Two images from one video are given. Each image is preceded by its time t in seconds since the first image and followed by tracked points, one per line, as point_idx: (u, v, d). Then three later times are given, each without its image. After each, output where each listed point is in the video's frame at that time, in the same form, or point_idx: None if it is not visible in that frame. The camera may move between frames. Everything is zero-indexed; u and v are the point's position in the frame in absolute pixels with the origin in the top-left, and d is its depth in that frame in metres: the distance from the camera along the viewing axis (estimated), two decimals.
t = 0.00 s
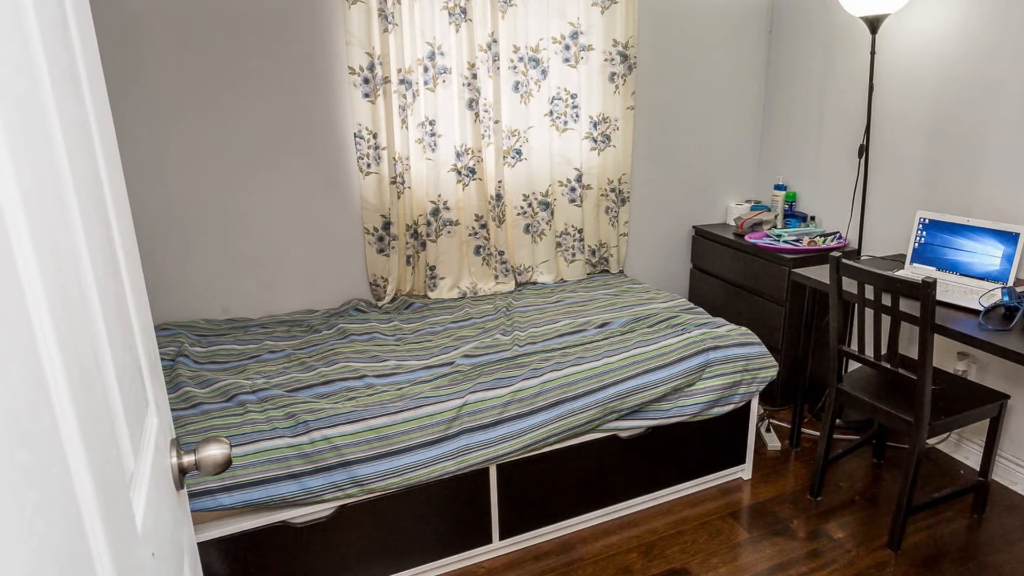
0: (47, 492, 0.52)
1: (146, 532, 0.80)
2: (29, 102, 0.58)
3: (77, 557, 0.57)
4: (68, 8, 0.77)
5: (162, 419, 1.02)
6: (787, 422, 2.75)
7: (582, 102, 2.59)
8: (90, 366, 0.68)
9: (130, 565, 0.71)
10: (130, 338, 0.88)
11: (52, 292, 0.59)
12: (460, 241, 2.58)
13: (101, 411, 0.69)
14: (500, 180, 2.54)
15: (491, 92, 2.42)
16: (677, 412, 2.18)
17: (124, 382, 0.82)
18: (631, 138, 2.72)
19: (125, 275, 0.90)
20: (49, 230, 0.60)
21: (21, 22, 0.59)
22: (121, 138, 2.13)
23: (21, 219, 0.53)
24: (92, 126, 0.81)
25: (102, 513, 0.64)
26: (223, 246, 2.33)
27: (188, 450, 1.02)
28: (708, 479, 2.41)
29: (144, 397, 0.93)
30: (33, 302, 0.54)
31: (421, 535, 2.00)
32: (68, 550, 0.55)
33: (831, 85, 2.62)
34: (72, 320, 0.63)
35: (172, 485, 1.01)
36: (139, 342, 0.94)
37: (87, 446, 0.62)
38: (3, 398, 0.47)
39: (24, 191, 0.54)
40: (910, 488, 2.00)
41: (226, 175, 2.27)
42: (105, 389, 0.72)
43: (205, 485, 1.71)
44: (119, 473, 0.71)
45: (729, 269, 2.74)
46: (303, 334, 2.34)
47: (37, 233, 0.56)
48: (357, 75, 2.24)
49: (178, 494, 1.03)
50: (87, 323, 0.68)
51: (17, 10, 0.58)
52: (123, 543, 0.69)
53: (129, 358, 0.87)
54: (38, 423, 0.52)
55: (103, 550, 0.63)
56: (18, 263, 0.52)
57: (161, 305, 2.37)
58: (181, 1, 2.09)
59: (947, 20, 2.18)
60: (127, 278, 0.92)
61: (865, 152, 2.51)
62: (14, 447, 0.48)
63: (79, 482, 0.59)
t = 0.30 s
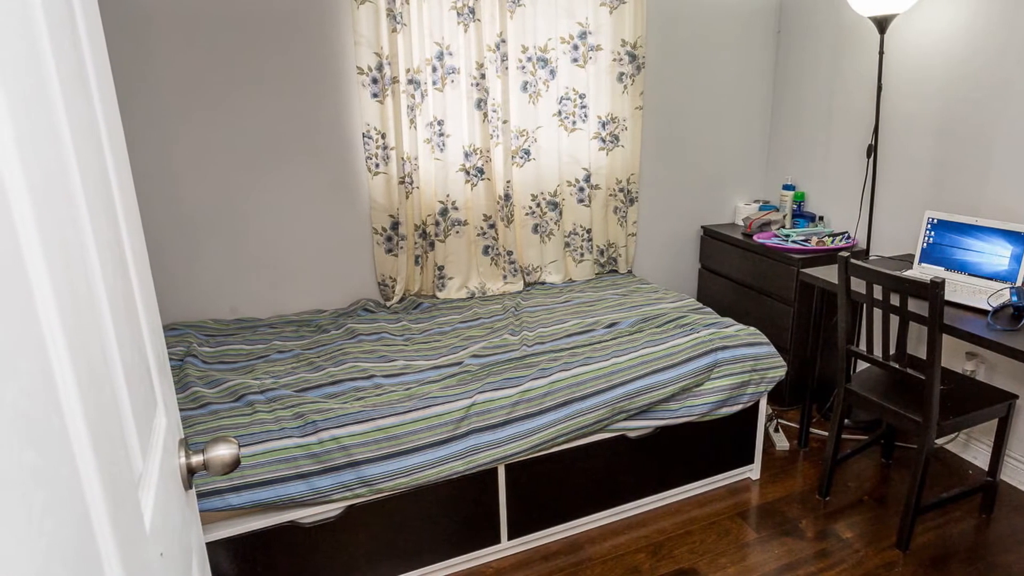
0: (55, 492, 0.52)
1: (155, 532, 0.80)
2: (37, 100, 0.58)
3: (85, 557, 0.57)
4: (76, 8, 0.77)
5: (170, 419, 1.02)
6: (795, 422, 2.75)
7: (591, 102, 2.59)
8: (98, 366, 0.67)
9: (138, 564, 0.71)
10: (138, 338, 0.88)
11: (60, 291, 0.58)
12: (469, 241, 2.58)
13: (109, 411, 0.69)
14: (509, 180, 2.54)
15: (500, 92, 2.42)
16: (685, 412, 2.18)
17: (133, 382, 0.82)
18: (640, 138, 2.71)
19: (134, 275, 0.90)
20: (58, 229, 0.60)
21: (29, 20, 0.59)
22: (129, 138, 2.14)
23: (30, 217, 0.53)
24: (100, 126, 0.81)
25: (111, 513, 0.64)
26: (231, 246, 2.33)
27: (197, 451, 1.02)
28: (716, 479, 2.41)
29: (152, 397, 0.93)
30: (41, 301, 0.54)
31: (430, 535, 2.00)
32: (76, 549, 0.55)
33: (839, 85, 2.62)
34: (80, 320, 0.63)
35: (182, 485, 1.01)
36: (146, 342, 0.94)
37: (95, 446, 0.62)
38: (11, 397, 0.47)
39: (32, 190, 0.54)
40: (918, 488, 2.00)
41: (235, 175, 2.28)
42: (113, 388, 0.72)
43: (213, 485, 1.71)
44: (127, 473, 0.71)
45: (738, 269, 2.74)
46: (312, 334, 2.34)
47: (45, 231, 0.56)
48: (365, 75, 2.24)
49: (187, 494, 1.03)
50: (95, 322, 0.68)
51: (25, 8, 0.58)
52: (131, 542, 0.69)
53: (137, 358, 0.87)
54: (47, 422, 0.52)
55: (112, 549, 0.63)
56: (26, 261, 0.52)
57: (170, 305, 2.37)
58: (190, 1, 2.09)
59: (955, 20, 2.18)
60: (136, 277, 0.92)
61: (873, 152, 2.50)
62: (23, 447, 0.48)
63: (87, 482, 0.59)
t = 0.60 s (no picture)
0: (64, 492, 0.52)
1: (163, 532, 0.80)
2: (45, 101, 0.58)
3: (93, 558, 0.57)
4: (84, 9, 0.77)
5: (178, 419, 1.02)
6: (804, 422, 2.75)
7: (599, 102, 2.59)
8: (106, 366, 0.67)
9: (146, 564, 0.71)
10: (146, 338, 0.87)
11: (68, 293, 0.58)
12: (477, 241, 2.58)
13: (117, 412, 0.69)
14: (517, 179, 2.54)
15: (508, 92, 2.42)
16: (693, 412, 2.18)
17: (140, 383, 0.82)
18: (648, 138, 2.71)
19: (141, 275, 0.89)
20: (65, 229, 0.59)
21: (37, 21, 0.59)
22: (138, 139, 2.14)
23: (37, 217, 0.52)
24: (107, 126, 0.81)
25: (119, 513, 0.64)
26: (239, 245, 2.33)
27: (204, 450, 1.02)
28: (725, 479, 2.41)
29: (160, 398, 0.93)
30: (49, 302, 0.54)
31: (438, 535, 2.00)
32: (84, 549, 0.55)
33: (847, 85, 2.62)
34: (89, 321, 0.63)
35: (189, 485, 1.01)
36: (154, 342, 0.94)
37: (103, 446, 0.62)
38: (19, 398, 0.47)
39: (40, 191, 0.53)
40: (926, 488, 2.00)
41: (243, 176, 2.28)
42: (122, 389, 0.72)
43: (221, 484, 1.71)
44: (135, 474, 0.70)
45: (746, 269, 2.74)
46: (319, 334, 2.34)
47: (53, 231, 0.56)
48: (373, 75, 2.24)
49: (194, 493, 1.03)
50: (103, 323, 0.68)
51: (33, 10, 0.58)
52: (139, 542, 0.69)
53: (145, 358, 0.86)
54: (55, 423, 0.52)
55: (119, 549, 0.63)
56: (35, 262, 0.51)
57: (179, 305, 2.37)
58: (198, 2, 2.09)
59: (963, 20, 2.17)
60: (144, 277, 0.92)
61: (882, 152, 2.50)
62: (31, 447, 0.47)
63: (95, 482, 0.59)
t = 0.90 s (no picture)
0: (71, 492, 0.51)
1: (171, 532, 0.79)
2: (53, 102, 0.58)
3: (102, 557, 0.56)
4: (93, 11, 0.77)
5: (187, 419, 1.02)
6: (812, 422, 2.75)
7: (607, 102, 2.59)
8: (114, 366, 0.67)
9: (154, 564, 0.70)
10: (154, 337, 0.87)
11: (76, 292, 0.58)
12: (485, 241, 2.58)
13: (125, 411, 0.68)
14: (526, 179, 2.55)
15: (516, 92, 2.42)
16: (701, 412, 2.18)
17: (148, 382, 0.82)
18: (656, 138, 2.71)
19: (150, 278, 0.89)
20: (73, 228, 0.59)
21: (46, 22, 0.59)
22: (147, 139, 2.14)
23: (44, 216, 0.52)
24: (116, 128, 0.80)
25: (127, 513, 0.64)
26: (247, 245, 2.33)
27: (213, 451, 1.01)
28: (733, 479, 2.41)
29: (168, 398, 0.92)
30: (57, 302, 0.53)
31: (447, 535, 2.00)
32: (92, 549, 0.54)
33: (855, 85, 2.62)
34: (96, 319, 0.62)
35: (197, 485, 1.01)
36: (163, 343, 0.93)
37: (111, 446, 0.61)
38: (27, 397, 0.46)
39: (48, 190, 0.53)
40: (935, 488, 2.00)
41: (251, 176, 2.28)
42: (130, 389, 0.71)
43: (231, 484, 1.71)
44: (142, 473, 0.70)
45: (755, 268, 2.74)
46: (328, 334, 2.35)
47: (60, 230, 0.56)
48: (382, 75, 2.25)
49: (203, 493, 1.02)
50: (111, 323, 0.68)
51: (41, 10, 0.58)
52: (147, 542, 0.68)
53: (153, 357, 0.86)
54: (63, 421, 0.52)
55: (127, 549, 0.62)
56: (43, 262, 0.51)
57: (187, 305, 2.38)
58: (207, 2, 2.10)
59: (971, 19, 2.17)
60: (152, 280, 0.92)
61: (890, 152, 2.50)
62: (38, 446, 0.47)
63: (102, 482, 0.58)
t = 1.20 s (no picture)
0: (80, 492, 0.50)
1: (179, 532, 0.78)
2: (60, 100, 0.57)
3: (110, 560, 0.55)
4: (100, 6, 0.75)
5: (195, 418, 1.00)
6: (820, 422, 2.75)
7: (615, 102, 2.59)
8: (122, 364, 0.66)
9: (163, 564, 0.69)
10: (162, 336, 0.86)
11: (84, 290, 0.57)
12: (493, 241, 2.58)
13: (134, 410, 0.67)
14: (534, 179, 2.55)
15: (524, 92, 2.42)
16: (709, 412, 2.18)
17: (157, 381, 0.80)
18: (664, 138, 2.71)
19: (157, 276, 0.88)
20: (81, 225, 0.58)
21: (52, 15, 0.57)
22: (154, 138, 2.14)
23: (52, 215, 0.51)
24: (124, 125, 0.79)
25: (136, 515, 0.62)
26: (255, 245, 2.34)
27: (220, 450, 1.00)
28: (741, 479, 2.41)
29: (176, 396, 0.91)
30: (65, 301, 0.52)
31: (455, 535, 2.00)
32: (101, 549, 0.53)
33: (863, 85, 2.62)
34: (105, 318, 0.61)
35: (206, 485, 1.00)
36: (171, 341, 0.92)
37: (119, 445, 0.60)
38: (35, 397, 0.45)
39: (55, 189, 0.52)
40: (943, 488, 2.00)
41: (258, 175, 2.28)
42: (138, 387, 0.70)
43: (239, 484, 1.71)
44: (151, 473, 0.69)
45: (763, 268, 2.74)
46: (336, 334, 2.35)
47: (69, 227, 0.55)
48: (390, 74, 2.25)
49: (211, 493, 1.02)
50: (120, 321, 0.66)
51: (48, 7, 0.57)
52: (155, 542, 0.67)
53: (161, 356, 0.85)
54: (72, 422, 0.50)
55: (136, 549, 0.61)
56: (51, 260, 0.50)
57: (195, 305, 2.38)
58: (215, 2, 2.10)
59: (979, 19, 2.17)
60: (160, 278, 0.90)
61: (898, 152, 2.50)
62: (48, 446, 0.46)
63: (111, 481, 0.57)
